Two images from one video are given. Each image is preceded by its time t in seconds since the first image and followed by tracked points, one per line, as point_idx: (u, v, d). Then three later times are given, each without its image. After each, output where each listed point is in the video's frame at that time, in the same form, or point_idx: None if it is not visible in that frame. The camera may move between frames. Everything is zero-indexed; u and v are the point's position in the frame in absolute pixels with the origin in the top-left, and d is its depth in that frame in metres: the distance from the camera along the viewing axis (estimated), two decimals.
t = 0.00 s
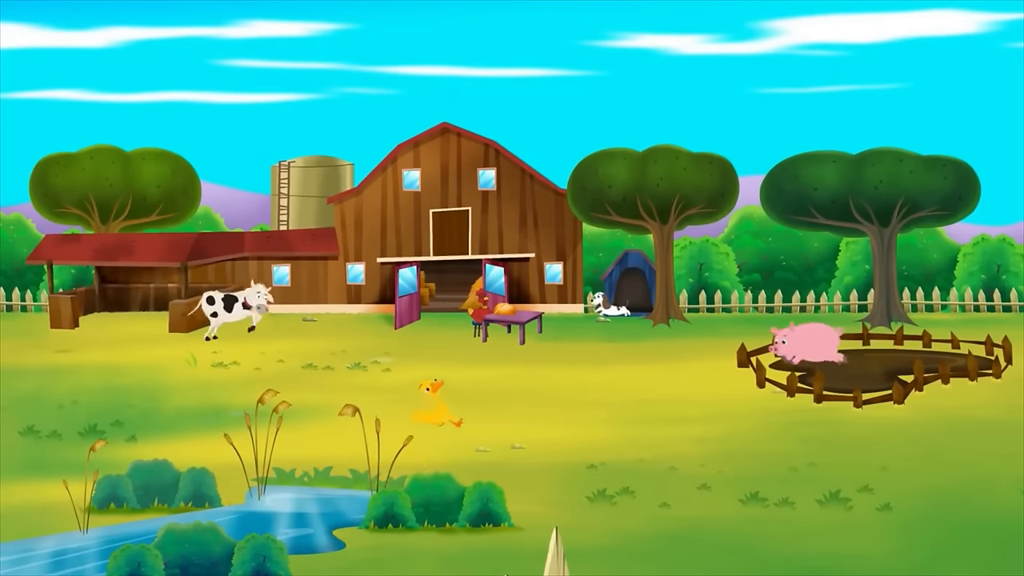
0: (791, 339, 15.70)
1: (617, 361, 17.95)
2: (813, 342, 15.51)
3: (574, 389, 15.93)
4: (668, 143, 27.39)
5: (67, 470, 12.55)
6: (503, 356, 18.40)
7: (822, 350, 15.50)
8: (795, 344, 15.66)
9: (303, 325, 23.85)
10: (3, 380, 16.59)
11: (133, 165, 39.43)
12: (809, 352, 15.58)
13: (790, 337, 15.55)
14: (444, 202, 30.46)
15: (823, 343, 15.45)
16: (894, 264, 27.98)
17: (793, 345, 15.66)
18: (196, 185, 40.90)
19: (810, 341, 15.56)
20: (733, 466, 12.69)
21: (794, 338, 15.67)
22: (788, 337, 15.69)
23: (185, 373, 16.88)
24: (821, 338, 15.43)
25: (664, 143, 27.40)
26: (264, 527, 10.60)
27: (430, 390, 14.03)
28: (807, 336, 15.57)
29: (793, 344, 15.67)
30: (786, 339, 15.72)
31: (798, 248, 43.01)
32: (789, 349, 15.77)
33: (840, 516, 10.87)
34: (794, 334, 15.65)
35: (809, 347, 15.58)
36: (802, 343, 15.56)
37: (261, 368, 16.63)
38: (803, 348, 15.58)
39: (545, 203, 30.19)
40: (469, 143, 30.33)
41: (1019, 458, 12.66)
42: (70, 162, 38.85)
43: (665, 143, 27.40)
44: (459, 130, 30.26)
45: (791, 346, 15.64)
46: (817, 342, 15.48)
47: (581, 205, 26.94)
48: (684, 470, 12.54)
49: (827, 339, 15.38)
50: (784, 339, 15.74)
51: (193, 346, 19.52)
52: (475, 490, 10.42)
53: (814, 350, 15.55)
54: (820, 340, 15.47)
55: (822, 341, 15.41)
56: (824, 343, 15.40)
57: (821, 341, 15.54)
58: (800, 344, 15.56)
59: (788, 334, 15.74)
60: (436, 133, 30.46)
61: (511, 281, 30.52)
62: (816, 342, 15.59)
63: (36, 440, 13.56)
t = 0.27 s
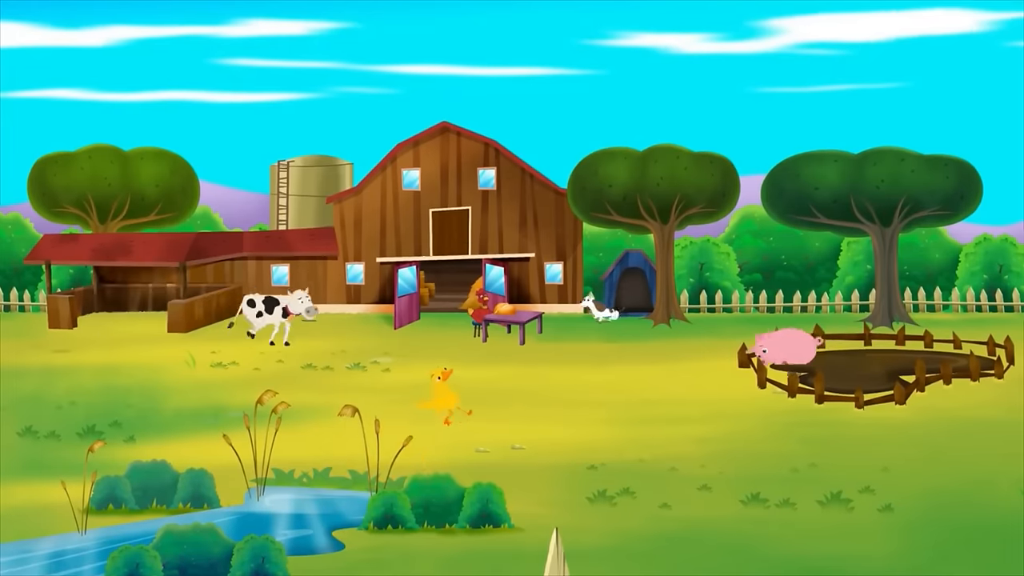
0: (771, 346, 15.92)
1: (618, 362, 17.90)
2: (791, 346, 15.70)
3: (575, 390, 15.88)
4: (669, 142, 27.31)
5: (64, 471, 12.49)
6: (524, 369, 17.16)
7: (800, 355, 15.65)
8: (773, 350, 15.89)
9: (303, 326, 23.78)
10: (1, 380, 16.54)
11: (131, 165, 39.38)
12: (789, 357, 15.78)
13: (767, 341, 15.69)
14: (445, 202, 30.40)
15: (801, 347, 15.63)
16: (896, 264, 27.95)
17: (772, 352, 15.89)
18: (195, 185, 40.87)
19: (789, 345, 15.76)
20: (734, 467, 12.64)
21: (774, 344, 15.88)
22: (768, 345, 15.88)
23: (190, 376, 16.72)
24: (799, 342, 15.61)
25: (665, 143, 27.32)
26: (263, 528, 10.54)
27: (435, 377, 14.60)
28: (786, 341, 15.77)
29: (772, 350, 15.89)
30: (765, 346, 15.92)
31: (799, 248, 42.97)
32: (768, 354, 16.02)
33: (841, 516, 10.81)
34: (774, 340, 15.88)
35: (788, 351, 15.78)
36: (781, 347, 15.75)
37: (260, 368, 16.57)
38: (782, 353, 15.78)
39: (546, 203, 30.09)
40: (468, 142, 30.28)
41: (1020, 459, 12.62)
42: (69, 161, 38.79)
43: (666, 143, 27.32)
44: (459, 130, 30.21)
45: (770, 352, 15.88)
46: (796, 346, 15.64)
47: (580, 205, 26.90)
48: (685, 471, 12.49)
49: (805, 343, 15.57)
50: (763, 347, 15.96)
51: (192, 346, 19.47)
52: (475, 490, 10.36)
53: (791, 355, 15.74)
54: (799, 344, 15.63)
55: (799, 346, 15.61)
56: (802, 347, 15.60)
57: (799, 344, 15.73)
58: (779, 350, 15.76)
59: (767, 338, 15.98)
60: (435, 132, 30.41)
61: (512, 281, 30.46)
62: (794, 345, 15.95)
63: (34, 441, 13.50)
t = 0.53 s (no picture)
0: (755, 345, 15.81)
1: (620, 363, 17.60)
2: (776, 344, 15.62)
3: (575, 392, 15.57)
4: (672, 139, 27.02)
5: (53, 474, 12.19)
6: (531, 372, 16.74)
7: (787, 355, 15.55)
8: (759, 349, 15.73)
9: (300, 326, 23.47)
10: None
11: (123, 162, 39.06)
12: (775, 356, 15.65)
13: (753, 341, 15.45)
14: (443, 200, 30.21)
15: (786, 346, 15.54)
16: (904, 263, 27.68)
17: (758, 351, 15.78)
18: (186, 183, 40.57)
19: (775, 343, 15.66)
20: (738, 471, 12.34)
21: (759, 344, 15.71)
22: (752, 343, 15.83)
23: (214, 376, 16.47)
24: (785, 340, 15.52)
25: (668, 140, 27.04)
26: (258, 532, 10.24)
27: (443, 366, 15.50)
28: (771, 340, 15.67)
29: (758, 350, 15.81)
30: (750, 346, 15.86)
31: (805, 247, 42.67)
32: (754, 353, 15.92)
33: (849, 521, 10.51)
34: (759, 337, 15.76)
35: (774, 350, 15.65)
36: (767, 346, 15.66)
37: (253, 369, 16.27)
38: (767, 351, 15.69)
39: (546, 200, 29.73)
40: (468, 139, 30.00)
41: None
42: (59, 158, 38.51)
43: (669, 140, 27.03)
44: (458, 126, 29.94)
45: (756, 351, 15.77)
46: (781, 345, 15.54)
47: (582, 203, 26.70)
48: (689, 475, 12.19)
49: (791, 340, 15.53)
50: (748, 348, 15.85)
51: (186, 347, 19.17)
52: (475, 494, 10.06)
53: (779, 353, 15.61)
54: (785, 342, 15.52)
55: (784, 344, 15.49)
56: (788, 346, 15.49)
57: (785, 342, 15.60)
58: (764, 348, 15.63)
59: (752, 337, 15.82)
60: (434, 129, 30.13)
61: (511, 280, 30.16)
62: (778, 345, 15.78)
63: (24, 444, 13.20)
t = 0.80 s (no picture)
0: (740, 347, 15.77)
1: (624, 367, 16.99)
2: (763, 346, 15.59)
3: (577, 396, 14.97)
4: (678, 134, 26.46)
5: (27, 483, 11.58)
6: (546, 378, 15.93)
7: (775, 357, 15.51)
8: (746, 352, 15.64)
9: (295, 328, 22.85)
10: None
11: (106, 156, 38.52)
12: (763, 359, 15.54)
13: (741, 342, 15.36)
14: (440, 196, 29.53)
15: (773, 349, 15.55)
16: (922, 261, 27.16)
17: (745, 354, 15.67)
18: (174, 179, 39.86)
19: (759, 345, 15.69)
20: (749, 479, 11.74)
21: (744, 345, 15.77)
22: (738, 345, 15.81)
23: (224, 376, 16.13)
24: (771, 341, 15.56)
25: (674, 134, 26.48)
26: (247, 544, 9.61)
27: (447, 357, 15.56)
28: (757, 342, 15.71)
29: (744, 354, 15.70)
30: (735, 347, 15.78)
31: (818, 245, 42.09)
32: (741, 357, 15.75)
33: (866, 532, 9.91)
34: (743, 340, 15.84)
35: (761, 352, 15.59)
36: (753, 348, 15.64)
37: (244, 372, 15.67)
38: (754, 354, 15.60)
39: (546, 197, 29.21)
40: (467, 132, 29.38)
41: None
42: (40, 153, 37.91)
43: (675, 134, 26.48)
44: (456, 119, 29.30)
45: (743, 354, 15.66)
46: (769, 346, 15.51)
47: (589, 198, 25.99)
48: (697, 483, 11.58)
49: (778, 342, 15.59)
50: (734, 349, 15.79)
51: (175, 350, 18.57)
52: (473, 505, 9.47)
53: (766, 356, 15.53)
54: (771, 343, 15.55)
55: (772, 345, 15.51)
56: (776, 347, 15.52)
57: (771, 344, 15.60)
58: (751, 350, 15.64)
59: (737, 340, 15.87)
60: (432, 122, 29.48)
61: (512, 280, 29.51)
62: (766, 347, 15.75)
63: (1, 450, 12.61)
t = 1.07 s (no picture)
0: (726, 347, 16.08)
1: (629, 371, 16.21)
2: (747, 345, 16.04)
3: (580, 403, 14.19)
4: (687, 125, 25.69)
5: None
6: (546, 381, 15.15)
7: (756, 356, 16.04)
8: (729, 352, 16.07)
9: (288, 330, 22.06)
10: None
11: (81, 146, 37.85)
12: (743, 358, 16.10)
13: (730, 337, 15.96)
14: (436, 190, 28.69)
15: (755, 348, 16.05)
16: (947, 257, 26.46)
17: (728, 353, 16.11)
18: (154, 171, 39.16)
19: (742, 344, 16.16)
20: (764, 489, 10.97)
21: (730, 345, 16.07)
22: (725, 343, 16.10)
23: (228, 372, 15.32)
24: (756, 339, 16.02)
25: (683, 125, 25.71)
26: (231, 560, 8.60)
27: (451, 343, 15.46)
28: (741, 341, 16.09)
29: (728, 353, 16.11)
30: (722, 345, 16.04)
31: (837, 244, 42.22)
32: (722, 356, 16.14)
33: (893, 547, 9.13)
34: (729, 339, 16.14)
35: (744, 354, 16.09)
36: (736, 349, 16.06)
37: (230, 376, 14.89)
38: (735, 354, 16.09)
39: (547, 191, 28.41)
40: (464, 122, 28.53)
41: None
42: (12, 144, 37.01)
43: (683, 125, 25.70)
44: (452, 109, 28.48)
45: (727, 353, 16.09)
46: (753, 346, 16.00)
47: (599, 190, 25.09)
48: (709, 495, 10.80)
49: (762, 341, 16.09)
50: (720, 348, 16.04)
51: (155, 353, 17.77)
52: (470, 518, 8.68)
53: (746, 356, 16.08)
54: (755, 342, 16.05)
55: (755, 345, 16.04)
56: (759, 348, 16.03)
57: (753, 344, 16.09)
58: (734, 350, 16.07)
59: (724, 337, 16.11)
60: (426, 112, 28.64)
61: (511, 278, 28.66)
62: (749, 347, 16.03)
63: None
